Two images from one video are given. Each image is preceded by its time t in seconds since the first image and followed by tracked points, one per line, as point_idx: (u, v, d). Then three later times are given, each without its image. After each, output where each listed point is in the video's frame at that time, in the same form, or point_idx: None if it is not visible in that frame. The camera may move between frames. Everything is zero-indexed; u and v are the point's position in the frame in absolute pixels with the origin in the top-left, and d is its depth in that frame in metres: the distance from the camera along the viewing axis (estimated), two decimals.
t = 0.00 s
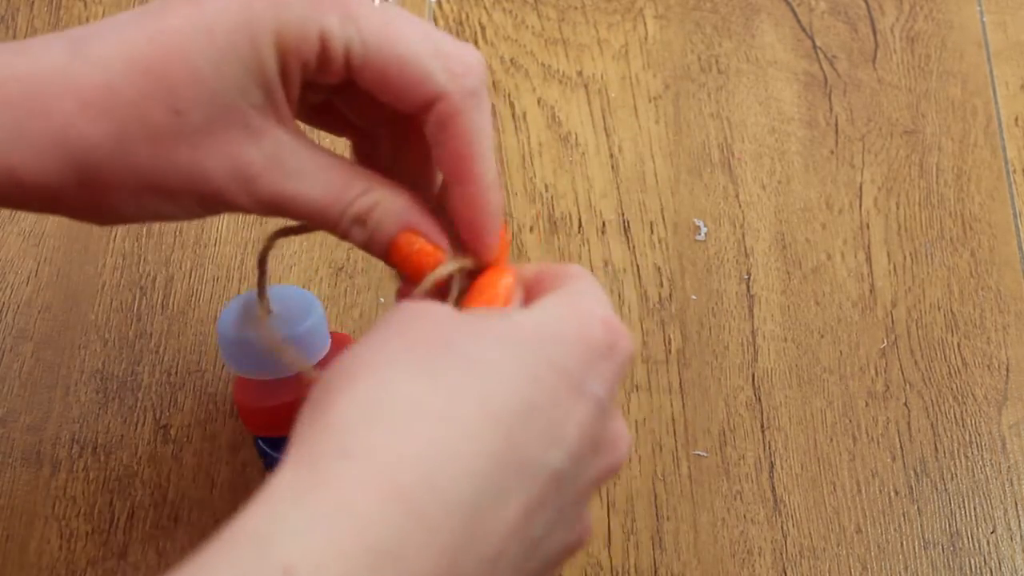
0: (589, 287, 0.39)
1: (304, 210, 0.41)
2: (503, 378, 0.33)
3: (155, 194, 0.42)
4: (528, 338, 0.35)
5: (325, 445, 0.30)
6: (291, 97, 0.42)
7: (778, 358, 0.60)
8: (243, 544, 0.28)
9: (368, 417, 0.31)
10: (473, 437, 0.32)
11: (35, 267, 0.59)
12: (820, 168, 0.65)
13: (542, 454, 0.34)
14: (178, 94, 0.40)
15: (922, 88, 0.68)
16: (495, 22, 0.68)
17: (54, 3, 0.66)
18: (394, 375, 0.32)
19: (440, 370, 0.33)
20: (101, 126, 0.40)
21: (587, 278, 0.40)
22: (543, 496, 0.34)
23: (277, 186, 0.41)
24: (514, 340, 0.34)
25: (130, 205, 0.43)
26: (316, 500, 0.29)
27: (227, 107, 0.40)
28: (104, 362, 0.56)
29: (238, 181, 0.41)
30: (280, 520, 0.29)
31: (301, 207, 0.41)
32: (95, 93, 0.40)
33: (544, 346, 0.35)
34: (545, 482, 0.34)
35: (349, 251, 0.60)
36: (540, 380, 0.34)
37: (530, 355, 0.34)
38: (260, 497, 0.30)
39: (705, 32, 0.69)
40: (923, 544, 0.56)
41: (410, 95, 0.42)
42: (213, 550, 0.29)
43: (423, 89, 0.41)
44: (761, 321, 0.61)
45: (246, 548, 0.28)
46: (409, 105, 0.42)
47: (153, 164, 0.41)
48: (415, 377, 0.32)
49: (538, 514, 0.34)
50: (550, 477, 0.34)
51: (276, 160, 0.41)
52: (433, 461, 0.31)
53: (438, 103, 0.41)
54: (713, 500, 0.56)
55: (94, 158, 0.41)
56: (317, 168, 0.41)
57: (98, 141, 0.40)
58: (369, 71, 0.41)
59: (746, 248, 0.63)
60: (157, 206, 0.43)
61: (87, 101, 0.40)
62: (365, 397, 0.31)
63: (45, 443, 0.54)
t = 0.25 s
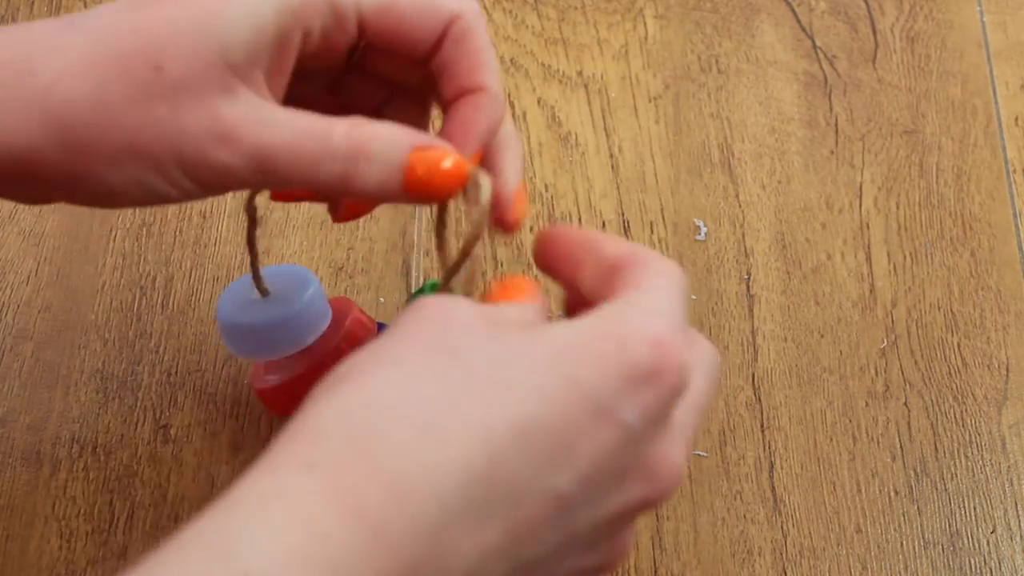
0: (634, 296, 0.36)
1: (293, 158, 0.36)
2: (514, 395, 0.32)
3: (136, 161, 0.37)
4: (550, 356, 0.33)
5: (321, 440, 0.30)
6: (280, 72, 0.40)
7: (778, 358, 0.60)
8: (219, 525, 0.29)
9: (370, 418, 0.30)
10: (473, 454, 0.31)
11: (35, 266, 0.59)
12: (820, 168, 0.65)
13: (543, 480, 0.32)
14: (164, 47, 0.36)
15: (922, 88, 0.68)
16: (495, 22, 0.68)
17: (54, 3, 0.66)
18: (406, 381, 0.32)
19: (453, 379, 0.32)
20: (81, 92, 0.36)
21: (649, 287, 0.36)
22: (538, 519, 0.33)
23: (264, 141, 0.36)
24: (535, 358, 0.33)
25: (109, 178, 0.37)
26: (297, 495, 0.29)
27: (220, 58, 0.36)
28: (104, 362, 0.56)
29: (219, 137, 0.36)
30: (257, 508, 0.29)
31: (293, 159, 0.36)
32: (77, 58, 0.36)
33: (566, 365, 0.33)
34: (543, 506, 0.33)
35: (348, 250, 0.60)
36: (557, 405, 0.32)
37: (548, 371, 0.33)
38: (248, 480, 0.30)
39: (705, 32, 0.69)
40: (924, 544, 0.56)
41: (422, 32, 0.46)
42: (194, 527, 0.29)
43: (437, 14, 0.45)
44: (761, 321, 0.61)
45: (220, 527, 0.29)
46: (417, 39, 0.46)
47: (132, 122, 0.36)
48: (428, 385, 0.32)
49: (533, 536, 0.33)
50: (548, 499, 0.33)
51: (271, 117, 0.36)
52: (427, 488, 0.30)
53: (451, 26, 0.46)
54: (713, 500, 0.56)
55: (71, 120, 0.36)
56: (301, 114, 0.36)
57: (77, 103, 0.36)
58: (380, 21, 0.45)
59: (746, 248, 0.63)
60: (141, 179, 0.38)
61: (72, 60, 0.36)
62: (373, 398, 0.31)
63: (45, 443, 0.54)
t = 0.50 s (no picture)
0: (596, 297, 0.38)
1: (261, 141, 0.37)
2: (489, 386, 0.33)
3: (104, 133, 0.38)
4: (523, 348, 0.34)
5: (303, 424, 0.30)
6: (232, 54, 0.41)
7: (778, 358, 0.60)
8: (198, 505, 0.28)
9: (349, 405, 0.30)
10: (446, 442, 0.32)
11: (35, 266, 0.59)
12: (820, 168, 0.65)
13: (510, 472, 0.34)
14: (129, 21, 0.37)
15: (922, 88, 0.68)
16: (495, 22, 0.68)
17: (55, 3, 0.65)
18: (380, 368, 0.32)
19: (428, 367, 0.32)
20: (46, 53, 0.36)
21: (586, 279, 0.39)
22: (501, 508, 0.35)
23: (232, 115, 0.36)
24: (506, 348, 0.34)
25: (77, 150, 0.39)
26: (282, 477, 0.29)
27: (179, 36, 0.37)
28: (104, 362, 0.56)
29: (189, 114, 0.37)
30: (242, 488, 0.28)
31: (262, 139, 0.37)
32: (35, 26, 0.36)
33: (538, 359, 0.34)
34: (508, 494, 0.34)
35: (348, 250, 0.59)
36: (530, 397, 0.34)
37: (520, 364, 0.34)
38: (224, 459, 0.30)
39: (705, 32, 0.69)
40: (924, 544, 0.56)
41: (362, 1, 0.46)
42: (170, 504, 0.28)
43: None
44: (761, 321, 0.61)
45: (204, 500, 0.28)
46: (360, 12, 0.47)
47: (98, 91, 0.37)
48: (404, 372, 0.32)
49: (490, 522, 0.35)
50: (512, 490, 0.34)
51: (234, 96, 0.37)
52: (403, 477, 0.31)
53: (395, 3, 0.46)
54: (713, 500, 0.56)
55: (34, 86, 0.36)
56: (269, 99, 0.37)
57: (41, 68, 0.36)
58: None
59: (746, 248, 0.63)
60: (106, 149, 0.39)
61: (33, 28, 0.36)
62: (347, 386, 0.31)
63: (45, 443, 0.54)
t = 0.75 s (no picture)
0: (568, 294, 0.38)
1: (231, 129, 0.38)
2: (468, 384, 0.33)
3: (81, 88, 0.39)
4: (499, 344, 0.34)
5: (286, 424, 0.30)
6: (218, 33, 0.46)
7: (778, 358, 0.60)
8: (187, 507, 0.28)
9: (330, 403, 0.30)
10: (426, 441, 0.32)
11: (35, 266, 0.59)
12: (820, 168, 0.65)
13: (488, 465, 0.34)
14: None
15: (922, 88, 0.68)
16: (495, 21, 0.68)
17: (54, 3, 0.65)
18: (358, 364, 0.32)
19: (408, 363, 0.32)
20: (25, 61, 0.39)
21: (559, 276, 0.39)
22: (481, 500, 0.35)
23: (207, 88, 0.38)
24: (483, 345, 0.34)
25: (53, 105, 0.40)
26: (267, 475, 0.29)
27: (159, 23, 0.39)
28: (104, 362, 0.56)
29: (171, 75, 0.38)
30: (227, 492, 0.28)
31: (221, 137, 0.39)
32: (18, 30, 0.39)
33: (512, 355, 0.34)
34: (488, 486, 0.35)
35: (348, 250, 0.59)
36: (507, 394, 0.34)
37: (497, 363, 0.34)
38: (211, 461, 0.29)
39: (705, 32, 0.69)
40: (923, 544, 0.56)
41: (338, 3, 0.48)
42: (161, 503, 0.28)
43: None
44: (761, 321, 0.61)
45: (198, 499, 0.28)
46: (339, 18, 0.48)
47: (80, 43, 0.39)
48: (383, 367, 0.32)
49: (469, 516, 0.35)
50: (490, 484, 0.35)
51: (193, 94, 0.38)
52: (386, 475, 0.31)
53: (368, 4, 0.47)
54: (713, 500, 0.56)
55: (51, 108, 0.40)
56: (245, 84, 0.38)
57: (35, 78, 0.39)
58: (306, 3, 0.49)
59: (746, 248, 0.63)
60: (83, 110, 0.40)
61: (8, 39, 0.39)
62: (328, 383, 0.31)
63: (45, 443, 0.54)
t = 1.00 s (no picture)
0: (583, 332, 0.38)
1: (253, 91, 0.40)
2: (486, 423, 0.33)
3: (107, 62, 0.41)
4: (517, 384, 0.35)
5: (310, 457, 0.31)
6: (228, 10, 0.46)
7: (778, 358, 0.60)
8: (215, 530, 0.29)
9: (353, 435, 0.31)
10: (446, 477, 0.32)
11: (34, 266, 0.59)
12: (820, 168, 0.65)
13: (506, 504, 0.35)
14: None
15: (922, 88, 0.68)
16: (495, 22, 0.68)
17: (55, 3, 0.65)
18: (379, 400, 0.32)
19: (428, 397, 0.33)
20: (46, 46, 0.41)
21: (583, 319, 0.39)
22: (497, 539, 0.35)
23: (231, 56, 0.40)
24: (500, 385, 0.34)
25: (79, 79, 0.41)
26: (288, 503, 0.30)
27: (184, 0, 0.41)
28: (104, 362, 0.56)
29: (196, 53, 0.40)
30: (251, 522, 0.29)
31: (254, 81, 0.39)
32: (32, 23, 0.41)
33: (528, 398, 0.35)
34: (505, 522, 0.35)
35: (348, 250, 0.59)
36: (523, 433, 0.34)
37: (512, 403, 0.34)
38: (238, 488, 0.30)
39: (705, 32, 0.69)
40: (923, 543, 0.56)
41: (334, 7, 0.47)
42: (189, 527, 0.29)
43: None
44: (761, 321, 0.61)
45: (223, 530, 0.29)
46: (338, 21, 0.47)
47: (102, 28, 0.40)
48: (404, 400, 0.32)
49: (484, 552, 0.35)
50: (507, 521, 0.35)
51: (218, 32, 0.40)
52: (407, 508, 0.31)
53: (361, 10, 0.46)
54: (713, 500, 0.56)
55: (69, 95, 0.42)
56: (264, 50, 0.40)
57: (49, 61, 0.41)
58: None
59: (746, 248, 0.63)
60: (110, 84, 0.42)
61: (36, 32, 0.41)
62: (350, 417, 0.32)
63: (45, 443, 0.54)
